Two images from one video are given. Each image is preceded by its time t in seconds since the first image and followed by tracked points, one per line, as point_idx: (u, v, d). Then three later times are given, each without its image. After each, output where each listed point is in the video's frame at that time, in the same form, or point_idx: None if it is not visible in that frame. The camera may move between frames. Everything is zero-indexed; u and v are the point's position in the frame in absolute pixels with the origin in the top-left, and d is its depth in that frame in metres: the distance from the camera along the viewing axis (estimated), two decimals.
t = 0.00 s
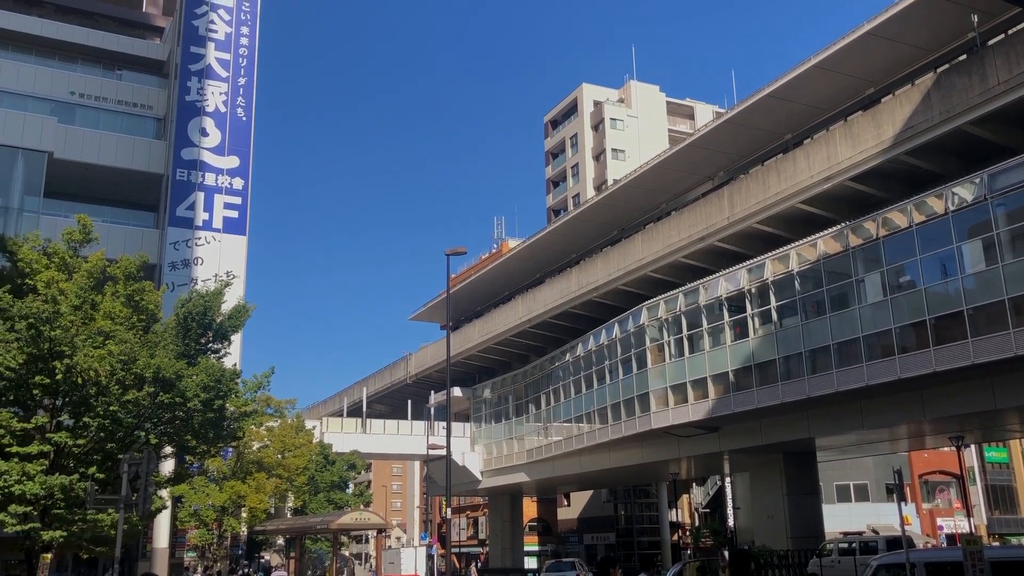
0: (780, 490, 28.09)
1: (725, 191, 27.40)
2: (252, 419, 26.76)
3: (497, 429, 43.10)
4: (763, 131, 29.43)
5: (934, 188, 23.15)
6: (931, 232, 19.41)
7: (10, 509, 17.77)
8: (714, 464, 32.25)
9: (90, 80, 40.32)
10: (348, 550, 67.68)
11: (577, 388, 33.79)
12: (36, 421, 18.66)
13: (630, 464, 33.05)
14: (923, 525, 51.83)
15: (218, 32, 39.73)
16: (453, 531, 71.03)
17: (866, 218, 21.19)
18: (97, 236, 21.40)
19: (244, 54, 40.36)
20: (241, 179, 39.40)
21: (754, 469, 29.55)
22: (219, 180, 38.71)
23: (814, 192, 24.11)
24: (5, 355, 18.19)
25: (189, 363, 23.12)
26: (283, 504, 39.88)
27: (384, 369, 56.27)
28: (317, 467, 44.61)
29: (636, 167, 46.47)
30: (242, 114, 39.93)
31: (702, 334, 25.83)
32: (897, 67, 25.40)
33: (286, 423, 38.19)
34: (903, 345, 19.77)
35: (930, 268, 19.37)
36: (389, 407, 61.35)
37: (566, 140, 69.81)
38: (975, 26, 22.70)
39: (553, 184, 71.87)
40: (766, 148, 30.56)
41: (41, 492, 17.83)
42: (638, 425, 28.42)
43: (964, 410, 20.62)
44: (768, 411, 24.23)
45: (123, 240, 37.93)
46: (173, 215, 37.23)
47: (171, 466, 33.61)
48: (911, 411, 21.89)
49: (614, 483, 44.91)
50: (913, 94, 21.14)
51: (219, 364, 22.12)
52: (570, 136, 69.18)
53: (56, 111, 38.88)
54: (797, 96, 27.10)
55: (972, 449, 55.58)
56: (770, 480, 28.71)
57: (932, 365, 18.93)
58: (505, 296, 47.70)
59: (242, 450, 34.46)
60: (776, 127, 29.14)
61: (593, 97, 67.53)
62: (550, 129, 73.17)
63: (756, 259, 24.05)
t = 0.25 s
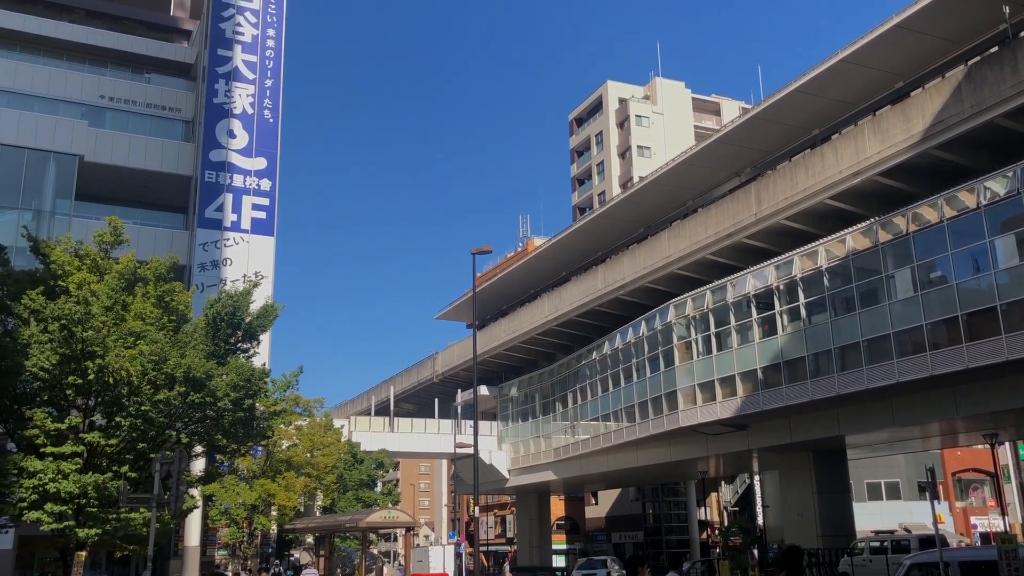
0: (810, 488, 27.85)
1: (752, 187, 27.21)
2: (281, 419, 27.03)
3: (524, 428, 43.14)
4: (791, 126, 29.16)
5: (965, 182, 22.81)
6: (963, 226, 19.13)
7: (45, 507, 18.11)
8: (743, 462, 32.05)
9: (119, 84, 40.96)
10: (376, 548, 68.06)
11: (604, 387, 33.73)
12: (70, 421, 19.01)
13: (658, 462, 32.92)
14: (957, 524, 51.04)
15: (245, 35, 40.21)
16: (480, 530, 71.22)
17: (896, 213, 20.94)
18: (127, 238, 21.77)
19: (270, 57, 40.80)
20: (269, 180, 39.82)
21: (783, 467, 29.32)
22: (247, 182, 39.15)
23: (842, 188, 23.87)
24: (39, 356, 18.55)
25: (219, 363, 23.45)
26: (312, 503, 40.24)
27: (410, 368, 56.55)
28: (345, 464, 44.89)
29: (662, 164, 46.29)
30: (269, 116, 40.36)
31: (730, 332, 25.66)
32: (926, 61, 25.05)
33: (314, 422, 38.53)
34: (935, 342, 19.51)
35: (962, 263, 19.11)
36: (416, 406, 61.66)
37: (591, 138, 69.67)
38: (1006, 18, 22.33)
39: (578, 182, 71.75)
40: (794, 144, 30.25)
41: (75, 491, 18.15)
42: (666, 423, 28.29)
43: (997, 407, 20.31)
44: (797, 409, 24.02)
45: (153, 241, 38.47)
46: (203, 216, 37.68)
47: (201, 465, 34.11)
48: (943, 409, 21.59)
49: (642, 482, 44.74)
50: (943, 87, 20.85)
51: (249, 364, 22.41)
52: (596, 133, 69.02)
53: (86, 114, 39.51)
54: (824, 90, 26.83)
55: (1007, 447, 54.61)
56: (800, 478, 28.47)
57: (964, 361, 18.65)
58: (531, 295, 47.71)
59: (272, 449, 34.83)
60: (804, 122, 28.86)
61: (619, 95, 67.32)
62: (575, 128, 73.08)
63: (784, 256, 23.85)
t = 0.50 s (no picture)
0: (840, 486, 27.60)
1: (780, 184, 26.98)
2: (310, 418, 27.29)
3: (551, 427, 43.15)
4: (819, 122, 28.85)
5: (998, 176, 22.45)
6: (996, 221, 18.84)
7: (80, 506, 18.47)
8: (772, 460, 31.81)
9: (147, 87, 41.55)
10: (405, 546, 68.42)
11: (631, 385, 33.64)
12: (102, 421, 19.37)
13: (686, 461, 32.77)
14: (991, 523, 50.18)
15: (271, 37, 40.65)
16: (509, 529, 71.34)
17: (926, 209, 20.66)
18: (156, 239, 22.12)
19: (297, 58, 41.19)
20: (296, 181, 40.21)
21: (812, 465, 29.08)
22: (274, 183, 39.56)
23: (871, 183, 23.59)
24: (72, 357, 18.90)
25: (248, 363, 23.74)
26: (341, 501, 40.63)
27: (437, 367, 56.76)
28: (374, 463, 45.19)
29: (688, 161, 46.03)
30: (296, 118, 40.75)
31: (758, 330, 25.48)
32: (957, 53, 24.67)
33: (342, 421, 38.86)
34: (967, 339, 19.23)
35: (995, 259, 18.82)
36: (443, 405, 61.92)
37: (616, 135, 69.44)
38: None
39: (604, 179, 71.54)
40: (823, 139, 29.89)
41: (108, 489, 18.58)
42: (693, 422, 28.16)
43: None
44: (827, 407, 23.80)
45: (182, 243, 39.01)
46: (231, 218, 38.14)
47: (232, 464, 34.60)
48: (977, 406, 21.28)
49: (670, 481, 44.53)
50: (974, 81, 20.52)
51: (277, 364, 22.70)
52: (621, 131, 68.77)
53: (115, 118, 40.19)
54: (853, 85, 26.53)
55: None
56: (830, 477, 28.21)
57: (998, 358, 18.36)
58: (557, 293, 47.67)
59: (300, 448, 35.20)
60: (832, 117, 28.53)
61: (644, 92, 67.02)
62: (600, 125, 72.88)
63: (813, 253, 23.63)
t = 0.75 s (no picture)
0: (876, 485, 27.25)
1: (812, 179, 26.70)
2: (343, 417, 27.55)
3: (582, 426, 43.10)
4: (851, 116, 28.49)
5: None
6: None
7: (117, 504, 18.78)
8: (807, 459, 31.50)
9: (180, 91, 42.21)
10: (438, 544, 68.74)
11: (663, 384, 33.50)
12: (139, 421, 19.73)
13: (719, 459, 32.55)
14: None
15: (301, 39, 41.11)
16: (541, 528, 71.41)
17: (963, 203, 20.31)
18: (190, 242, 22.50)
19: (326, 60, 41.61)
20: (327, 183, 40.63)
21: (848, 464, 28.75)
22: (306, 184, 40.00)
23: (906, 178, 23.25)
24: (109, 357, 19.26)
25: (281, 363, 24.02)
26: (374, 500, 40.98)
27: (468, 366, 56.97)
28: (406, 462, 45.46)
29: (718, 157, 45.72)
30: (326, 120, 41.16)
31: (791, 327, 25.25)
32: (993, 44, 24.23)
33: (374, 420, 39.18)
34: (1006, 335, 18.88)
35: None
36: (474, 404, 62.17)
37: (645, 132, 69.12)
38: None
39: (633, 177, 71.25)
40: (856, 134, 29.48)
41: (145, 488, 18.82)
42: (726, 420, 27.97)
43: None
44: (862, 405, 23.52)
45: (215, 244, 39.58)
46: (264, 220, 38.63)
47: (266, 464, 35.10)
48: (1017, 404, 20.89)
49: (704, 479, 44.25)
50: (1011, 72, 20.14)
51: (310, 363, 22.97)
52: (651, 128, 68.43)
53: (149, 121, 40.76)
54: (887, 78, 26.16)
55: None
56: (866, 475, 27.87)
57: None
58: (587, 291, 47.57)
59: (333, 447, 35.60)
60: (865, 111, 28.16)
61: (673, 88, 66.66)
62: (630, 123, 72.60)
63: (846, 249, 23.36)
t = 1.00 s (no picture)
0: (910, 483, 26.89)
1: (842, 175, 26.40)
2: (372, 415, 27.73)
3: (611, 424, 43.01)
4: (882, 110, 28.12)
5: None
6: None
7: (152, 503, 19.13)
8: (839, 457, 31.15)
9: (209, 94, 42.81)
10: (467, 542, 68.98)
11: (692, 382, 33.33)
12: (171, 420, 20.07)
13: (750, 458, 32.33)
14: None
15: (328, 41, 41.42)
16: (571, 526, 71.41)
17: (999, 197, 19.92)
18: (221, 243, 22.82)
19: (354, 62, 41.93)
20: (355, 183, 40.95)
21: (881, 462, 28.40)
22: (334, 185, 40.35)
23: (939, 172, 22.93)
24: (142, 357, 19.60)
25: (311, 362, 24.27)
26: (403, 499, 41.32)
27: (496, 365, 57.12)
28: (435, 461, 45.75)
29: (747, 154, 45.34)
30: (353, 120, 41.45)
31: (822, 324, 24.99)
32: None
33: (403, 419, 39.45)
34: None
35: None
36: (503, 403, 62.32)
37: (673, 129, 68.71)
38: None
39: (661, 174, 70.92)
40: (887, 129, 29.07)
41: (178, 487, 19.11)
42: (757, 418, 27.74)
43: None
44: (896, 403, 23.21)
45: (246, 246, 40.08)
46: (293, 220, 39.05)
47: (297, 462, 35.57)
48: None
49: (734, 478, 43.90)
50: None
51: (340, 363, 23.19)
52: (678, 125, 68.05)
53: (180, 124, 41.42)
54: (918, 72, 25.79)
55: None
56: (900, 474, 27.50)
57: None
58: (615, 290, 47.43)
59: (363, 446, 35.93)
60: (897, 105, 27.77)
61: (701, 85, 66.22)
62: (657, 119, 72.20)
63: (878, 245, 23.06)
